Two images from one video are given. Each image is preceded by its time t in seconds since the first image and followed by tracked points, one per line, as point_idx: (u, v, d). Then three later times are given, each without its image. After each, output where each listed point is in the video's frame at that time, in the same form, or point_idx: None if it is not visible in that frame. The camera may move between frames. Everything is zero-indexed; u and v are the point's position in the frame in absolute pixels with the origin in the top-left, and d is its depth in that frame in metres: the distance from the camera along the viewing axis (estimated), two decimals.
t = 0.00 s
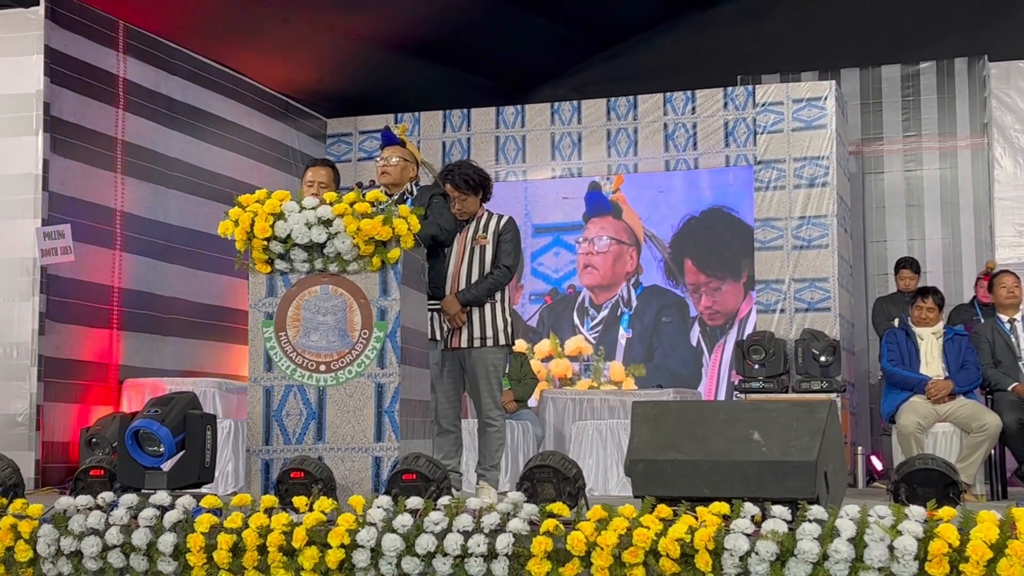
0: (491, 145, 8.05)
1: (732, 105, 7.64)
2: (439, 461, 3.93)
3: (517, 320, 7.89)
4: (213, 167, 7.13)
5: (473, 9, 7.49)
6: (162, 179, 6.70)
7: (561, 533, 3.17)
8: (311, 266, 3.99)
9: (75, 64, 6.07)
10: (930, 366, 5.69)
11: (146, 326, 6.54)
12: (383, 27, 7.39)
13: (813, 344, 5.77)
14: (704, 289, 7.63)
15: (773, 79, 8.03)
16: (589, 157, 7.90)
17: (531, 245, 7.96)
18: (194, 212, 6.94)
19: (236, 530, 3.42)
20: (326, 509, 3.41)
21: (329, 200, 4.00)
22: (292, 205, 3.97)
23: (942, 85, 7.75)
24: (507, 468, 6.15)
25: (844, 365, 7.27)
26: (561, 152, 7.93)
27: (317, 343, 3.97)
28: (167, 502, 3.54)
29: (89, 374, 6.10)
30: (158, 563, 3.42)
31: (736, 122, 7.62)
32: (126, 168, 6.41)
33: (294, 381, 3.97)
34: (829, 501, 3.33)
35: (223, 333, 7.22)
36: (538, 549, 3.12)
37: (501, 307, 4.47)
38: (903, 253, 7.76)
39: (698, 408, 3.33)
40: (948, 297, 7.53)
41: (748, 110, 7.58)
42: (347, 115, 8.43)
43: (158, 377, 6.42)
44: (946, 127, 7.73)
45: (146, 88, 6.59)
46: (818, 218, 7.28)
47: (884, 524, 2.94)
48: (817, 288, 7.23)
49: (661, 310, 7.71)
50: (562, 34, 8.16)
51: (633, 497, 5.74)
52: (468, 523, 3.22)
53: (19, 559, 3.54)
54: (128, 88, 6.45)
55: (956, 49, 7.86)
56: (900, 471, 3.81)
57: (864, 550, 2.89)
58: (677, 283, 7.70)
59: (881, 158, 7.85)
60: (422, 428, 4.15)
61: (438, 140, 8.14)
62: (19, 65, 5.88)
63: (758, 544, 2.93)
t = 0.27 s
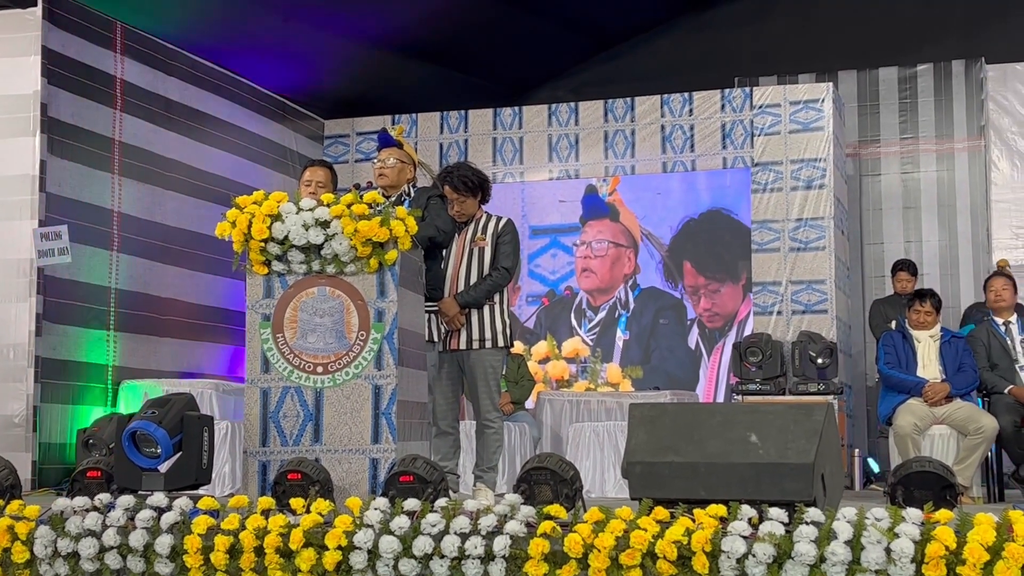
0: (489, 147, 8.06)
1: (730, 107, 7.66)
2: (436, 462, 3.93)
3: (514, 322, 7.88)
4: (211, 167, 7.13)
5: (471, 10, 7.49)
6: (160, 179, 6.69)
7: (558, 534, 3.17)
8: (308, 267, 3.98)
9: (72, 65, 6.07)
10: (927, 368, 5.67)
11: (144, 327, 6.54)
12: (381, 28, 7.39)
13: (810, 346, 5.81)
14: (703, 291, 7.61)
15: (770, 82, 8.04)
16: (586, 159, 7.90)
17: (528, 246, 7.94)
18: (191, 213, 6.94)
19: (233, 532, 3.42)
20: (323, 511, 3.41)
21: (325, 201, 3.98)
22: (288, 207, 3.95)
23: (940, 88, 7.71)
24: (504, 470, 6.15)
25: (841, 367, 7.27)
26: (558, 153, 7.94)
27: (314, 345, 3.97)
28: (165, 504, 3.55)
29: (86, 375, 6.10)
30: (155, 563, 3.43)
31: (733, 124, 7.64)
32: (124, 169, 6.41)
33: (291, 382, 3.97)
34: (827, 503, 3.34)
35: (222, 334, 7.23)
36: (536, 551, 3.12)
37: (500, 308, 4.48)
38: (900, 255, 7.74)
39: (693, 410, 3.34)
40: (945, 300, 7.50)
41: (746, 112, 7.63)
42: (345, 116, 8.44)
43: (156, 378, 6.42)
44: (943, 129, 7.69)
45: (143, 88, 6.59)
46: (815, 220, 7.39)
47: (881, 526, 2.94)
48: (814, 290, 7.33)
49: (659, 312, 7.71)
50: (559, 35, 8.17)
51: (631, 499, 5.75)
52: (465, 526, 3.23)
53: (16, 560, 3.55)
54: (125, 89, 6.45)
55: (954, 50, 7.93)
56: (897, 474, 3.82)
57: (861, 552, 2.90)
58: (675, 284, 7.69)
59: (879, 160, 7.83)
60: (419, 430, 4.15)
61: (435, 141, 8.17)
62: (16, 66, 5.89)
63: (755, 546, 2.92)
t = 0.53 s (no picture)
0: (488, 156, 8.34)
1: (718, 117, 7.94)
2: (437, 456, 4.21)
3: (513, 322, 8.16)
4: (223, 174, 7.44)
5: (473, 25, 7.79)
6: (174, 186, 6.99)
7: (554, 525, 3.46)
8: (317, 269, 4.30)
9: (92, 77, 6.37)
10: (905, 367, 5.98)
11: (159, 328, 6.84)
12: (386, 44, 7.68)
13: (793, 345, 6.09)
14: (695, 293, 7.92)
15: (757, 94, 8.36)
16: (581, 167, 8.20)
17: (526, 250, 8.25)
18: (204, 218, 7.23)
19: (245, 522, 3.71)
20: (329, 501, 3.71)
21: (333, 207, 4.30)
22: (298, 212, 4.28)
23: (918, 100, 8.01)
24: (503, 463, 6.44)
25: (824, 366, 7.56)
26: (554, 161, 8.24)
27: (322, 344, 4.27)
28: (180, 495, 3.84)
29: (104, 372, 6.40)
30: (171, 551, 3.72)
31: (721, 134, 7.92)
32: (141, 176, 6.71)
33: (300, 379, 4.27)
34: (809, 494, 3.64)
35: (232, 334, 7.52)
36: (532, 540, 3.41)
37: (500, 310, 4.76)
38: (880, 259, 8.03)
39: (680, 408, 3.64)
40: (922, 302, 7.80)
41: (733, 123, 7.90)
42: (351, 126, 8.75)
43: (170, 375, 6.72)
44: (921, 140, 7.99)
45: (160, 99, 6.89)
46: (798, 226, 7.66)
47: (861, 517, 3.21)
48: (797, 292, 7.58)
49: (650, 313, 8.00)
50: (555, 48, 8.46)
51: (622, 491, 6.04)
52: (466, 516, 3.52)
53: (38, 548, 3.88)
54: (142, 100, 6.76)
55: (933, 64, 8.21)
56: (876, 468, 4.11)
57: (842, 542, 3.18)
58: (667, 287, 7.99)
59: (859, 168, 8.12)
60: (422, 425, 4.45)
61: (438, 150, 8.43)
62: (38, 78, 6.18)
63: (741, 537, 3.21)
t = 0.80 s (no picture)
0: (487, 162, 8.56)
1: (708, 125, 8.14)
2: (437, 452, 4.41)
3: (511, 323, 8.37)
4: (231, 179, 7.66)
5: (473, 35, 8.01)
6: (183, 190, 7.21)
7: (551, 518, 3.64)
8: (321, 271, 4.51)
9: (105, 85, 6.59)
10: (890, 366, 6.17)
11: (168, 328, 7.06)
12: (388, 52, 7.89)
13: (781, 345, 6.36)
14: (689, 294, 8.14)
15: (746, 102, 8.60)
16: (577, 172, 8.40)
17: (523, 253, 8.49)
18: (212, 221, 7.46)
19: (251, 515, 3.93)
20: (334, 496, 3.93)
21: (337, 211, 4.52)
22: (303, 216, 4.50)
23: (902, 108, 8.22)
24: (500, 458, 6.66)
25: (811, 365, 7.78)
26: (551, 167, 8.44)
27: (326, 343, 4.49)
28: (188, 489, 4.07)
29: (116, 370, 6.63)
30: (180, 544, 3.94)
31: (711, 141, 8.11)
32: (151, 181, 6.93)
33: (305, 377, 4.49)
34: (793, 488, 3.81)
35: (238, 333, 7.75)
36: (530, 532, 3.59)
37: (499, 310, 4.98)
38: (865, 262, 8.24)
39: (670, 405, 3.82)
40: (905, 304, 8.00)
41: (723, 130, 8.10)
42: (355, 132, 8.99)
43: (179, 373, 6.96)
44: (904, 146, 8.20)
45: (170, 106, 7.11)
46: (786, 230, 7.84)
47: (846, 511, 3.36)
48: (786, 294, 7.78)
49: (643, 313, 8.23)
50: (551, 57, 8.69)
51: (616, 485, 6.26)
52: (464, 509, 3.73)
53: (52, 540, 4.08)
54: (153, 107, 6.97)
55: (913, 76, 8.50)
56: (862, 464, 4.32)
57: (828, 535, 3.32)
58: (661, 288, 8.21)
59: (845, 175, 8.34)
60: (423, 422, 4.67)
61: (438, 156, 8.64)
62: (52, 86, 6.39)
63: (730, 530, 3.37)
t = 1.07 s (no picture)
0: (485, 167, 8.73)
1: (700, 132, 8.32)
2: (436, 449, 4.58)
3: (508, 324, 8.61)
4: (236, 183, 7.86)
5: (472, 44, 8.21)
6: (190, 194, 7.39)
7: (546, 514, 3.78)
8: (324, 273, 4.70)
9: (114, 92, 6.77)
10: (877, 366, 6.34)
11: (175, 328, 7.24)
12: (389, 60, 8.06)
13: (772, 345, 6.47)
14: (683, 295, 8.31)
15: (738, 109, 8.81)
16: (573, 177, 8.59)
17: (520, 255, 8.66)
18: (218, 224, 7.65)
19: (255, 510, 4.09)
20: (336, 492, 4.06)
21: (340, 214, 4.68)
22: (306, 219, 4.67)
23: (888, 115, 8.41)
24: (499, 456, 6.84)
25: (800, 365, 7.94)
26: (548, 172, 8.63)
27: (329, 343, 4.66)
28: (194, 485, 4.24)
29: (124, 368, 6.80)
30: (186, 538, 4.08)
31: (704, 147, 8.29)
32: (159, 184, 7.11)
33: (308, 376, 4.66)
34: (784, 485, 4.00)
35: (242, 333, 7.93)
36: (527, 528, 3.70)
37: (498, 310, 5.15)
38: (853, 265, 8.40)
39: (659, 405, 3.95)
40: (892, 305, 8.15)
41: (715, 136, 8.26)
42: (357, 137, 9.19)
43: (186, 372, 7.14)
44: (892, 152, 8.38)
45: (177, 112, 7.29)
46: (777, 233, 7.94)
47: (835, 507, 3.48)
48: (776, 295, 7.89)
49: (637, 314, 8.41)
50: (547, 65, 8.89)
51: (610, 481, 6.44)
52: (463, 505, 3.86)
53: (62, 534, 4.25)
54: (161, 113, 7.15)
55: (901, 84, 8.75)
56: (849, 462, 4.47)
57: (817, 530, 3.44)
58: (656, 291, 8.38)
59: (834, 179, 8.51)
60: (423, 420, 4.84)
61: (438, 161, 8.84)
62: (63, 92, 6.58)
63: (722, 525, 3.49)
